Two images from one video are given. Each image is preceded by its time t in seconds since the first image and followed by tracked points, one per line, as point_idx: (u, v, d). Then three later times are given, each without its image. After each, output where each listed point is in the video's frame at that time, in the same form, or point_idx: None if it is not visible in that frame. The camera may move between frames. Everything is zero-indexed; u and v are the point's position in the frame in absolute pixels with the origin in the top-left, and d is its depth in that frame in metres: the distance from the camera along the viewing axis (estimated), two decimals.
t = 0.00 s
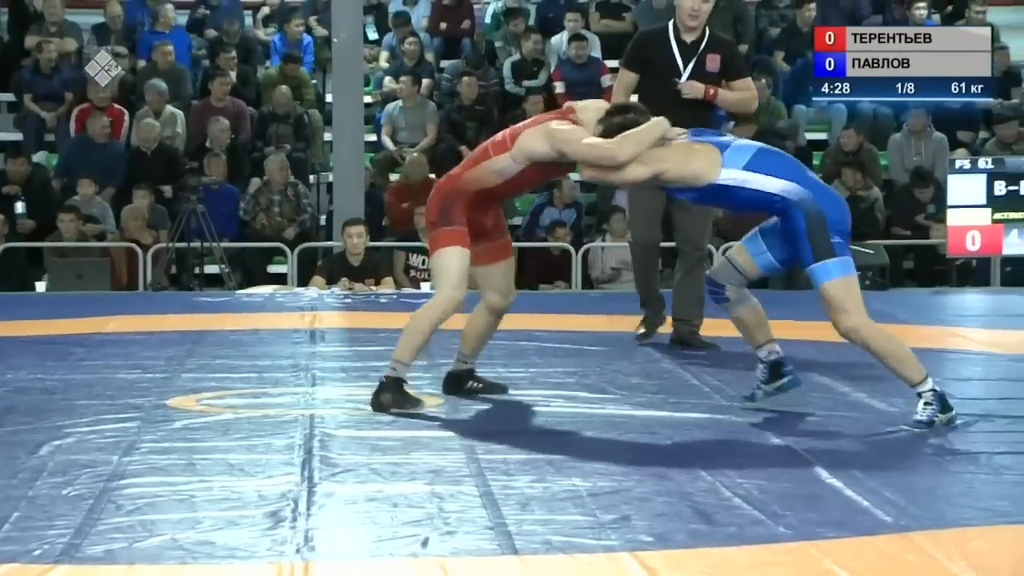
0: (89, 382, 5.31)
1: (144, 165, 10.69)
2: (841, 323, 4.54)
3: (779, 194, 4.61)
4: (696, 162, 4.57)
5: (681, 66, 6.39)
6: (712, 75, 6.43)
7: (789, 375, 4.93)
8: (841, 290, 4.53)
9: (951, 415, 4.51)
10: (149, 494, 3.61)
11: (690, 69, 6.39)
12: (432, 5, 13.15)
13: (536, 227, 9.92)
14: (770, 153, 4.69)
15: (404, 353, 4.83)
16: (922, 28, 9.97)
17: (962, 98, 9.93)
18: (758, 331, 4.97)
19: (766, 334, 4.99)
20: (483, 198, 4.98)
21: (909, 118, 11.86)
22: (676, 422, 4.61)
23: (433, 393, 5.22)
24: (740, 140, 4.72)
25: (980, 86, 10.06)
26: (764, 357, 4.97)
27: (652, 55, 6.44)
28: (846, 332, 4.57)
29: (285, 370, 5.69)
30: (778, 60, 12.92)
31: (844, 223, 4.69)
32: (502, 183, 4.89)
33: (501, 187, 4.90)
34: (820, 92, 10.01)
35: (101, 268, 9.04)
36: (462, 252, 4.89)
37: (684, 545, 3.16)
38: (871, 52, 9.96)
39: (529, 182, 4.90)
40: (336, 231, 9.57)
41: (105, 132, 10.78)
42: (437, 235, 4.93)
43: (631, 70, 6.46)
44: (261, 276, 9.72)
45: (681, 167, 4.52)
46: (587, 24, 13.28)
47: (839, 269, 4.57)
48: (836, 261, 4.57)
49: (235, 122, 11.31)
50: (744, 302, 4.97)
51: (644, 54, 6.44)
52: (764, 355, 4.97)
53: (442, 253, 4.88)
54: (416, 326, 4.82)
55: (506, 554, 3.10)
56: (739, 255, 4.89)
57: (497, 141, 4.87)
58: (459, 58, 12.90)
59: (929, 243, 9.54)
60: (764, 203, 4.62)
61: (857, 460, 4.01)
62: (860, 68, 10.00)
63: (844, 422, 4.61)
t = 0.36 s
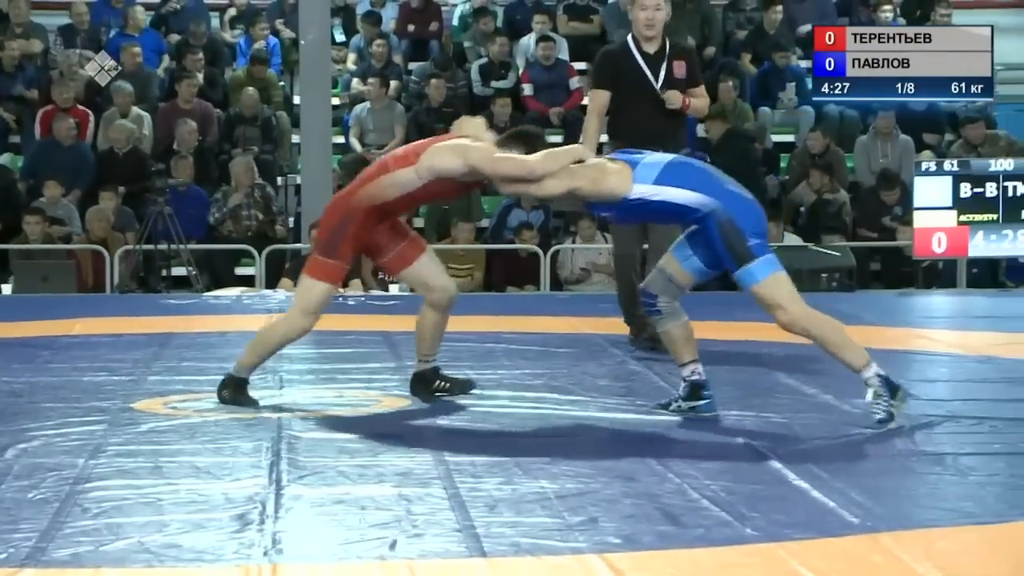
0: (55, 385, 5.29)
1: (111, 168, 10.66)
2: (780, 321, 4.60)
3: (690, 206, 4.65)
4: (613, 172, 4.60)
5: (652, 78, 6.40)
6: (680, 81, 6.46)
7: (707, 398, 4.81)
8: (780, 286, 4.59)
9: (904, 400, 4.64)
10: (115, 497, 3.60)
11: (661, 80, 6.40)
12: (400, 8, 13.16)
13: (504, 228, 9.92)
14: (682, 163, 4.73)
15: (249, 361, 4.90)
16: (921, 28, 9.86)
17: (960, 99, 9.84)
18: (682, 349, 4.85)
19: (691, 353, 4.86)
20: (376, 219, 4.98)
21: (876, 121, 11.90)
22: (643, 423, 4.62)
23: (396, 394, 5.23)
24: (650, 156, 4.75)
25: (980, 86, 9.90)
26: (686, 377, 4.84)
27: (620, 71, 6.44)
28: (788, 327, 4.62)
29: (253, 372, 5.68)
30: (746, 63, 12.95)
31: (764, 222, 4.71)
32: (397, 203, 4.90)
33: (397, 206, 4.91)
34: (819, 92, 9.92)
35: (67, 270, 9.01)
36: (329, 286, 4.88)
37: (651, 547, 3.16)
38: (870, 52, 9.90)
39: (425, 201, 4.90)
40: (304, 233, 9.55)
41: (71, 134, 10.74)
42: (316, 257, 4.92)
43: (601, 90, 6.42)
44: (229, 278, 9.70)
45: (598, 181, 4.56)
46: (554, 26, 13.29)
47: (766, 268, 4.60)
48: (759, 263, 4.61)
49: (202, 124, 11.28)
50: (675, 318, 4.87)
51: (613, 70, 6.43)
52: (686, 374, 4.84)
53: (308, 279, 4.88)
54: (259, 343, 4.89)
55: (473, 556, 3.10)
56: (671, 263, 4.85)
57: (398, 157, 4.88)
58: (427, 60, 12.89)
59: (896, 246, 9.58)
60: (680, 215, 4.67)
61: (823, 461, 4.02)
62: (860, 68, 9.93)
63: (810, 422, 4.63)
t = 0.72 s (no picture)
0: (47, 386, 5.29)
1: (104, 170, 10.65)
2: (716, 318, 4.47)
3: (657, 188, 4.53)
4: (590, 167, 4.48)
5: (642, 72, 6.41)
6: (670, 72, 6.47)
7: (701, 399, 4.81)
8: (728, 280, 4.47)
9: (811, 422, 4.47)
10: (108, 499, 3.59)
11: (650, 74, 6.42)
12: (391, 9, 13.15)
13: (497, 231, 9.93)
14: (651, 152, 4.62)
15: (228, 355, 4.92)
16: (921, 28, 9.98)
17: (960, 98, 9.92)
18: (675, 350, 4.83)
19: (684, 354, 4.84)
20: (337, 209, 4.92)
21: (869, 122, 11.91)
22: (636, 425, 4.62)
23: (389, 396, 5.23)
24: (616, 147, 4.63)
25: (980, 86, 9.96)
26: (679, 379, 4.83)
27: (611, 69, 6.43)
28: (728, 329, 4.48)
29: (246, 373, 5.68)
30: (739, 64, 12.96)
31: (730, 214, 4.58)
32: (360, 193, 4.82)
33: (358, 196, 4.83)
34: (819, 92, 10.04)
35: (60, 272, 9.00)
36: (289, 270, 4.91)
37: (645, 549, 3.16)
38: (871, 52, 10.01)
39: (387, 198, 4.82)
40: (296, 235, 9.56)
41: (66, 135, 10.72)
42: (277, 238, 4.94)
43: (594, 90, 6.40)
44: (222, 279, 9.70)
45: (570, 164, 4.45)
46: (546, 27, 13.30)
47: (719, 262, 4.47)
48: (713, 254, 4.48)
49: (194, 126, 11.29)
50: (666, 320, 4.83)
51: (604, 69, 6.42)
52: (681, 376, 4.82)
53: (270, 261, 4.92)
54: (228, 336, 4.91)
55: (467, 558, 3.09)
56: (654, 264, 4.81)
57: (375, 143, 4.81)
58: (419, 61, 12.88)
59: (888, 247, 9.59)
60: (643, 201, 4.54)
61: (816, 463, 4.02)
62: (860, 68, 10.04)
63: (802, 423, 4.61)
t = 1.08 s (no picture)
0: (48, 388, 5.29)
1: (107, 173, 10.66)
2: (726, 318, 4.45)
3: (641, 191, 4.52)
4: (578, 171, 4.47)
5: (661, 79, 6.42)
6: (689, 80, 6.49)
7: (664, 402, 4.84)
8: (733, 279, 4.45)
9: (814, 425, 4.46)
10: (109, 501, 3.59)
11: (668, 80, 6.43)
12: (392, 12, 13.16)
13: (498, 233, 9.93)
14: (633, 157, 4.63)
15: (226, 358, 4.93)
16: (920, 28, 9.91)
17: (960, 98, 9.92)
18: (644, 351, 4.84)
19: (653, 356, 4.85)
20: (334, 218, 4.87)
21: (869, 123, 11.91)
22: (639, 427, 4.62)
23: (388, 399, 5.22)
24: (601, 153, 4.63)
25: (980, 86, 10.00)
26: (644, 379, 4.84)
27: (631, 72, 6.44)
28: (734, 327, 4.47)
29: (246, 375, 5.68)
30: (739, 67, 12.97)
31: (717, 215, 4.57)
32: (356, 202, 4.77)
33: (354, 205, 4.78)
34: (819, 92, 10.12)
35: (61, 274, 9.00)
36: (283, 275, 4.90)
37: (646, 551, 3.16)
38: (870, 52, 10.04)
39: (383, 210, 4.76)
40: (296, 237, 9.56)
41: (66, 137, 10.71)
42: (273, 243, 4.91)
43: (610, 92, 6.47)
44: (221, 281, 9.70)
45: (552, 169, 4.42)
46: (547, 29, 13.30)
47: (719, 265, 4.46)
48: (709, 256, 4.47)
49: (195, 128, 11.30)
50: (638, 319, 4.82)
51: (623, 72, 6.45)
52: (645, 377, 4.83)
53: (264, 266, 4.91)
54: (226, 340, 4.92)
55: (467, 560, 3.10)
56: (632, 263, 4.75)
57: (378, 153, 4.77)
58: (420, 64, 12.89)
59: (889, 250, 9.59)
60: (630, 204, 4.53)
61: (816, 465, 4.02)
62: (860, 68, 10.09)
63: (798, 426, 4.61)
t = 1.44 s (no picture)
0: (48, 388, 5.29)
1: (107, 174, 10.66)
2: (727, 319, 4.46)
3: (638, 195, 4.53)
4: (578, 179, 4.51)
5: (668, 80, 6.43)
6: (696, 83, 6.50)
7: (665, 401, 4.84)
8: (731, 281, 4.45)
9: (814, 426, 4.45)
10: (109, 501, 3.59)
11: (675, 82, 6.44)
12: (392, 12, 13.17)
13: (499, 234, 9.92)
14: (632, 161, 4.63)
15: (225, 358, 4.93)
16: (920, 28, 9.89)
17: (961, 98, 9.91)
18: (644, 350, 4.84)
19: (654, 353, 4.86)
20: (333, 223, 4.85)
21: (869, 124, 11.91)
22: (638, 427, 4.62)
23: (388, 399, 5.22)
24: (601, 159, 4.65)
25: (980, 86, 9.99)
26: (645, 378, 4.85)
27: (639, 70, 6.45)
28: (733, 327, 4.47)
29: (246, 375, 5.68)
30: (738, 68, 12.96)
31: (714, 219, 4.57)
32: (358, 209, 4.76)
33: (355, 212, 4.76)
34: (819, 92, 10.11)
35: (60, 273, 9.00)
36: (283, 277, 4.88)
37: (646, 551, 3.16)
38: (870, 52, 10.05)
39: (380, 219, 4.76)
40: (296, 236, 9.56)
41: (64, 136, 10.70)
42: (273, 245, 4.89)
43: (616, 89, 6.47)
44: (221, 281, 9.69)
45: (557, 177, 4.49)
46: (547, 29, 13.30)
47: (715, 267, 4.46)
48: (705, 260, 4.47)
49: (194, 128, 11.29)
50: (638, 318, 4.81)
51: (630, 70, 6.46)
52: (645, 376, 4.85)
53: (264, 266, 4.88)
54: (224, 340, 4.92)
55: (467, 559, 3.10)
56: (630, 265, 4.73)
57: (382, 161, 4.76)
58: (420, 64, 12.89)
59: (889, 250, 9.59)
60: (628, 207, 4.53)
61: (816, 465, 4.02)
62: (860, 68, 10.10)
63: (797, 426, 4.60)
